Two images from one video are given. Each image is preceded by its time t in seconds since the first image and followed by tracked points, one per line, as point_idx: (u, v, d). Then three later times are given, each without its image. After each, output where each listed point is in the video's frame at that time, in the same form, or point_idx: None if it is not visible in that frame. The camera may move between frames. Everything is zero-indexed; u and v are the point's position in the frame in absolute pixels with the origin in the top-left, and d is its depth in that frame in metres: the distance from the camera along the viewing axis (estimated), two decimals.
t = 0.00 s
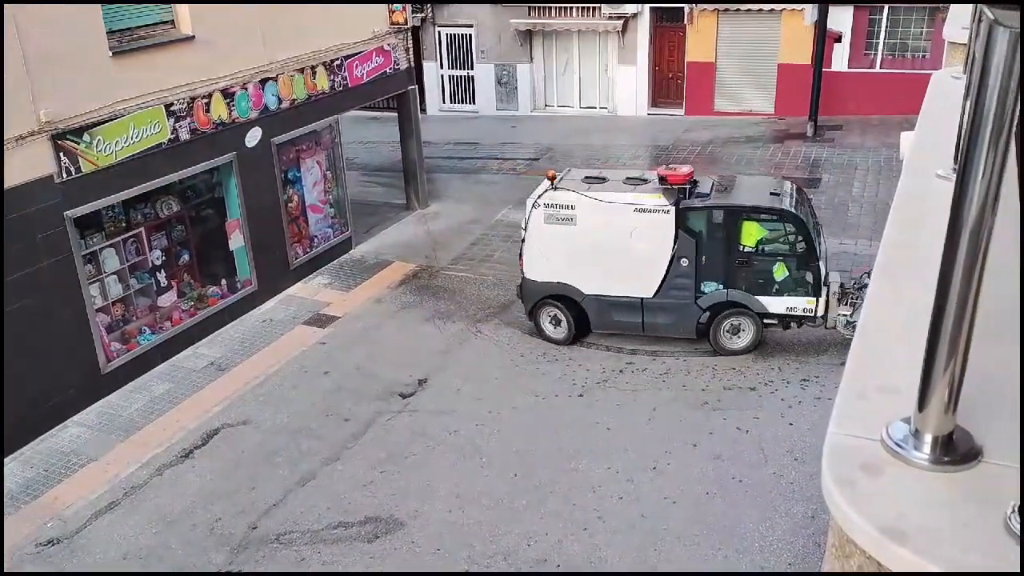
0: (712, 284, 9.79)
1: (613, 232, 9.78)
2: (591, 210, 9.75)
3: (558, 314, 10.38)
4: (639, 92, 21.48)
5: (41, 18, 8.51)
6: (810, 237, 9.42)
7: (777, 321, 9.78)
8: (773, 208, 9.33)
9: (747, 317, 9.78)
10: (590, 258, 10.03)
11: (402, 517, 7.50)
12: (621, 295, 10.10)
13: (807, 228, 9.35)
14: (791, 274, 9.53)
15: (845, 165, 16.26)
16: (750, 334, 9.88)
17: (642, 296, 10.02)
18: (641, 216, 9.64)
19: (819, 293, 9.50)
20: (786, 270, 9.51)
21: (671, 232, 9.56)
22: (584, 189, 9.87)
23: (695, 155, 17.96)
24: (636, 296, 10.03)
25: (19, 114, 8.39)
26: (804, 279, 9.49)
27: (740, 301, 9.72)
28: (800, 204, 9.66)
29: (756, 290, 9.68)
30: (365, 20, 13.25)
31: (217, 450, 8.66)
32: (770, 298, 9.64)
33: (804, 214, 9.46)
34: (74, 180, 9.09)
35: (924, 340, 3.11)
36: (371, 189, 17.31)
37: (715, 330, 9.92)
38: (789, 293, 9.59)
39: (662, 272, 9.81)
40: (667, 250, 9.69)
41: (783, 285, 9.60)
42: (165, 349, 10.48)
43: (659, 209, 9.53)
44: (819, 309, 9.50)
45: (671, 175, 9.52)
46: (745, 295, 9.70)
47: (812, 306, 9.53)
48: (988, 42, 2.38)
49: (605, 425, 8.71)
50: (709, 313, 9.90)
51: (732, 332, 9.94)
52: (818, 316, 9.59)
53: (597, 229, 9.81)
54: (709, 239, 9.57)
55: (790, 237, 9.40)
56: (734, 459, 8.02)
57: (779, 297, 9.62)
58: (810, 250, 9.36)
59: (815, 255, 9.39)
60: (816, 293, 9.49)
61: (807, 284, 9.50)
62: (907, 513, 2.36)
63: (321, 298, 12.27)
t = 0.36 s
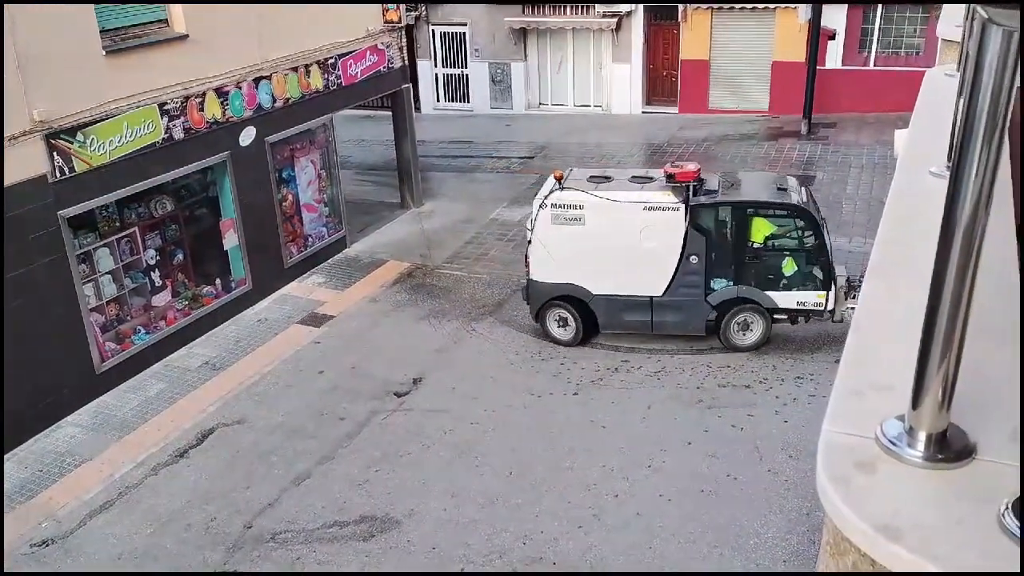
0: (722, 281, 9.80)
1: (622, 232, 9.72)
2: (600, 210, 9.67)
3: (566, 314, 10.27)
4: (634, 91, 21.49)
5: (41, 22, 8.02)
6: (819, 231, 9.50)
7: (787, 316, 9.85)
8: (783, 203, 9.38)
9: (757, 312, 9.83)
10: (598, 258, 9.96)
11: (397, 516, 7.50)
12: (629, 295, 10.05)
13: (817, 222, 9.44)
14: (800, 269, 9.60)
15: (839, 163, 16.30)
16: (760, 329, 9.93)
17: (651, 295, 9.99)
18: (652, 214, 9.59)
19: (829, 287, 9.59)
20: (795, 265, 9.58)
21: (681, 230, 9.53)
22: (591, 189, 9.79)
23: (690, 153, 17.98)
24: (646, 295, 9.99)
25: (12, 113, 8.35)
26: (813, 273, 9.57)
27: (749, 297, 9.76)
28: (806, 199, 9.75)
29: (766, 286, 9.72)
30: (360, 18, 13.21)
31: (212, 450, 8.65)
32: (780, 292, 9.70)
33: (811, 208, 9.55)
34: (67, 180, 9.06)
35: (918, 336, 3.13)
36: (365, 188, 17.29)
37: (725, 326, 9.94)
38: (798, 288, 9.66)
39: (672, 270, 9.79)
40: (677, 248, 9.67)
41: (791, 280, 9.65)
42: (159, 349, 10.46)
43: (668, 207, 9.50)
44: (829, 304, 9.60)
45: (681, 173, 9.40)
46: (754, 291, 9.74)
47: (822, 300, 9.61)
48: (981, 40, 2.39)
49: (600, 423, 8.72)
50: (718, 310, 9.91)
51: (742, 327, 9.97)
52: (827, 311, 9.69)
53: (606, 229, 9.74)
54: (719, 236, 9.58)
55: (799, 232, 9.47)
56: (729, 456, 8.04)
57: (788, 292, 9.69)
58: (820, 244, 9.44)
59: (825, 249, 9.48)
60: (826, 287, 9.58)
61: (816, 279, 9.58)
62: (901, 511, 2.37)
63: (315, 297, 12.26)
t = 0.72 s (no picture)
0: (728, 274, 9.83)
1: (629, 226, 9.66)
2: (607, 204, 9.60)
3: (570, 311, 10.22)
4: (627, 84, 21.47)
5: (42, 23, 8.52)
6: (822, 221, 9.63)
7: (792, 307, 9.94)
8: (788, 195, 9.47)
9: (763, 304, 9.87)
10: (604, 253, 9.89)
11: (392, 510, 7.50)
12: (635, 290, 10.02)
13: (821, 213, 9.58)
14: (804, 260, 9.71)
15: (832, 156, 16.32)
16: (766, 321, 9.98)
17: (657, 290, 9.97)
18: (658, 208, 9.55)
19: (834, 277, 9.72)
20: (800, 256, 9.68)
21: (688, 223, 9.54)
22: (596, 183, 9.72)
23: (683, 146, 17.98)
24: (652, 290, 9.97)
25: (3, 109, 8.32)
26: (818, 264, 9.69)
27: (755, 289, 9.81)
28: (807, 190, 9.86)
29: (772, 278, 9.79)
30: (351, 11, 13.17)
31: (206, 445, 8.64)
32: (785, 284, 9.78)
33: (814, 199, 9.66)
34: (59, 174, 9.01)
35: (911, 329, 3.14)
36: (358, 182, 17.25)
37: (730, 318, 9.96)
38: (803, 279, 9.76)
39: (678, 263, 9.79)
40: (683, 241, 9.66)
41: (795, 271, 9.76)
42: (152, 344, 10.44)
43: (674, 200, 9.47)
44: (834, 294, 9.72)
45: (686, 166, 9.43)
46: (760, 283, 9.79)
47: (828, 290, 9.74)
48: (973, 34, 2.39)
49: (594, 417, 8.74)
50: (723, 302, 9.93)
51: (748, 319, 9.98)
52: (831, 301, 9.82)
53: (613, 223, 9.68)
54: (725, 229, 9.61)
55: (804, 223, 9.56)
56: (722, 450, 8.06)
57: (793, 283, 9.78)
58: (824, 235, 9.58)
59: (829, 240, 9.61)
60: (831, 278, 9.71)
61: (821, 269, 9.70)
62: (892, 505, 2.38)
63: (309, 291, 12.24)
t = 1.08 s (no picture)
0: (733, 260, 9.87)
1: (635, 214, 9.61)
2: (612, 193, 9.53)
3: (575, 301, 10.14)
4: (617, 71, 21.43)
5: (41, 22, 8.70)
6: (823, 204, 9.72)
7: (796, 291, 10.03)
8: (792, 179, 9.52)
9: (767, 289, 9.94)
10: (609, 242, 9.84)
11: (381, 497, 7.52)
12: (641, 278, 10.00)
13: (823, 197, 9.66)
14: (807, 244, 9.80)
15: (821, 144, 16.35)
16: (770, 306, 10.04)
17: (662, 278, 9.97)
18: (664, 195, 9.52)
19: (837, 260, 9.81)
20: (803, 240, 9.77)
21: (694, 210, 9.53)
22: (599, 173, 9.68)
23: (673, 134, 17.98)
24: (657, 278, 9.97)
25: None
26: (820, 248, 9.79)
27: (760, 274, 9.86)
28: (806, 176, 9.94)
29: (776, 262, 9.85)
30: None
31: (195, 433, 8.62)
32: (789, 268, 9.86)
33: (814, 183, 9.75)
34: (44, 161, 8.94)
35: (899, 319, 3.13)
36: (346, 169, 17.17)
37: (735, 304, 10.00)
38: (805, 263, 9.85)
39: (684, 250, 9.79)
40: (689, 228, 9.66)
41: (798, 255, 9.84)
42: (139, 331, 10.39)
43: (681, 186, 9.46)
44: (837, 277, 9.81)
45: (691, 152, 9.50)
46: (765, 268, 9.85)
47: (830, 273, 9.83)
48: (961, 27, 2.38)
49: (583, 404, 8.77)
50: (728, 288, 9.96)
51: (752, 304, 10.05)
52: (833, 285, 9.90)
53: (619, 212, 9.63)
54: (730, 214, 9.63)
55: (806, 207, 9.64)
56: (711, 436, 8.11)
57: (797, 267, 9.86)
58: (826, 218, 9.66)
59: (831, 223, 9.70)
60: (833, 261, 9.81)
61: (824, 252, 9.80)
62: (880, 490, 2.37)
63: (298, 279, 12.20)
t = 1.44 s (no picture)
0: (735, 246, 9.93)
1: (639, 203, 9.59)
2: (618, 181, 9.47)
3: (578, 292, 10.09)
4: (603, 60, 21.41)
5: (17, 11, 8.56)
6: (821, 190, 9.92)
7: (796, 275, 10.18)
8: (791, 165, 9.67)
9: (768, 274, 10.05)
10: (613, 231, 9.78)
11: (368, 485, 7.53)
12: (645, 266, 9.99)
13: (822, 183, 9.86)
14: (806, 230, 9.97)
15: (806, 133, 16.42)
16: (770, 291, 10.16)
17: (666, 266, 9.98)
18: (666, 183, 9.53)
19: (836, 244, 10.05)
20: (803, 226, 9.93)
21: (698, 198, 9.58)
22: (602, 162, 9.63)
23: (659, 123, 17.99)
24: (660, 266, 9.97)
25: None
26: (820, 233, 9.99)
27: (761, 259, 9.96)
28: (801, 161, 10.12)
29: (777, 248, 9.98)
30: None
31: (180, 422, 8.58)
32: (789, 253, 10.00)
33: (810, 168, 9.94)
34: (26, 148, 8.83)
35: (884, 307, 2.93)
36: (332, 157, 17.08)
37: (736, 290, 10.08)
38: (805, 248, 10.01)
39: (687, 238, 9.82)
40: (693, 215, 9.69)
41: (797, 240, 10.00)
42: (123, 320, 10.32)
43: (684, 174, 9.49)
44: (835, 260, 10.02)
45: (692, 140, 9.60)
46: (766, 254, 9.96)
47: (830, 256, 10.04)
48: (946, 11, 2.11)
49: (569, 392, 8.80)
50: (730, 274, 10.03)
51: (753, 290, 10.14)
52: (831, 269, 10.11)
53: (624, 201, 9.58)
54: (734, 201, 9.69)
55: (804, 192, 9.81)
56: (696, 424, 8.16)
57: (796, 252, 10.02)
58: (826, 204, 9.87)
59: (830, 209, 9.91)
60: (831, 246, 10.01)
61: (823, 237, 10.01)
62: (863, 478, 2.12)
63: (283, 267, 12.15)
